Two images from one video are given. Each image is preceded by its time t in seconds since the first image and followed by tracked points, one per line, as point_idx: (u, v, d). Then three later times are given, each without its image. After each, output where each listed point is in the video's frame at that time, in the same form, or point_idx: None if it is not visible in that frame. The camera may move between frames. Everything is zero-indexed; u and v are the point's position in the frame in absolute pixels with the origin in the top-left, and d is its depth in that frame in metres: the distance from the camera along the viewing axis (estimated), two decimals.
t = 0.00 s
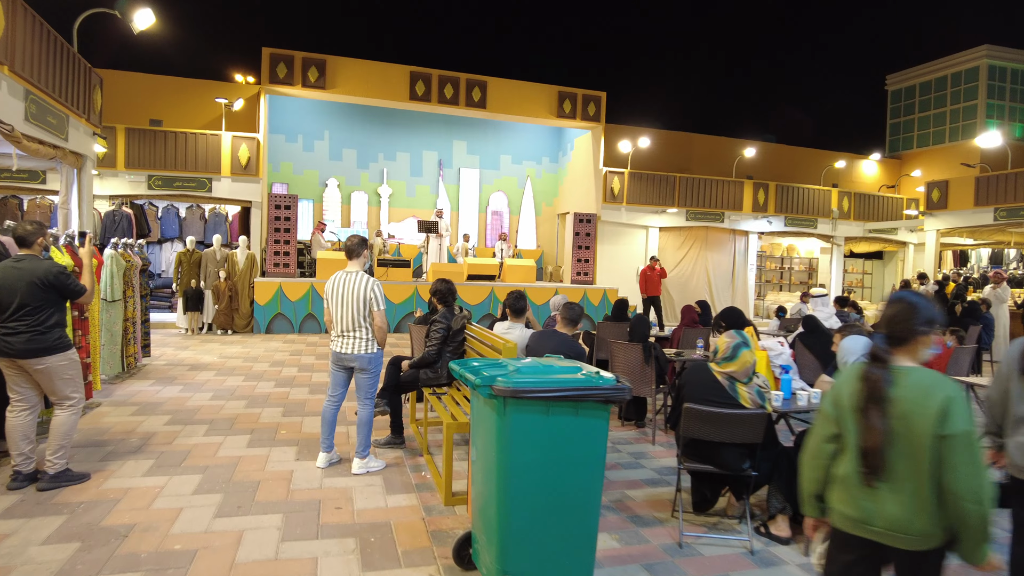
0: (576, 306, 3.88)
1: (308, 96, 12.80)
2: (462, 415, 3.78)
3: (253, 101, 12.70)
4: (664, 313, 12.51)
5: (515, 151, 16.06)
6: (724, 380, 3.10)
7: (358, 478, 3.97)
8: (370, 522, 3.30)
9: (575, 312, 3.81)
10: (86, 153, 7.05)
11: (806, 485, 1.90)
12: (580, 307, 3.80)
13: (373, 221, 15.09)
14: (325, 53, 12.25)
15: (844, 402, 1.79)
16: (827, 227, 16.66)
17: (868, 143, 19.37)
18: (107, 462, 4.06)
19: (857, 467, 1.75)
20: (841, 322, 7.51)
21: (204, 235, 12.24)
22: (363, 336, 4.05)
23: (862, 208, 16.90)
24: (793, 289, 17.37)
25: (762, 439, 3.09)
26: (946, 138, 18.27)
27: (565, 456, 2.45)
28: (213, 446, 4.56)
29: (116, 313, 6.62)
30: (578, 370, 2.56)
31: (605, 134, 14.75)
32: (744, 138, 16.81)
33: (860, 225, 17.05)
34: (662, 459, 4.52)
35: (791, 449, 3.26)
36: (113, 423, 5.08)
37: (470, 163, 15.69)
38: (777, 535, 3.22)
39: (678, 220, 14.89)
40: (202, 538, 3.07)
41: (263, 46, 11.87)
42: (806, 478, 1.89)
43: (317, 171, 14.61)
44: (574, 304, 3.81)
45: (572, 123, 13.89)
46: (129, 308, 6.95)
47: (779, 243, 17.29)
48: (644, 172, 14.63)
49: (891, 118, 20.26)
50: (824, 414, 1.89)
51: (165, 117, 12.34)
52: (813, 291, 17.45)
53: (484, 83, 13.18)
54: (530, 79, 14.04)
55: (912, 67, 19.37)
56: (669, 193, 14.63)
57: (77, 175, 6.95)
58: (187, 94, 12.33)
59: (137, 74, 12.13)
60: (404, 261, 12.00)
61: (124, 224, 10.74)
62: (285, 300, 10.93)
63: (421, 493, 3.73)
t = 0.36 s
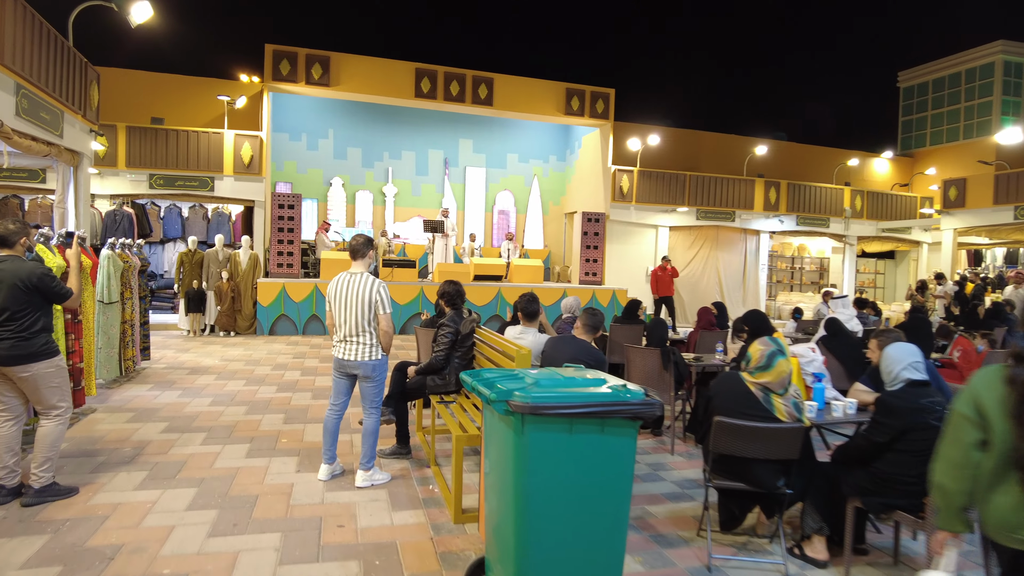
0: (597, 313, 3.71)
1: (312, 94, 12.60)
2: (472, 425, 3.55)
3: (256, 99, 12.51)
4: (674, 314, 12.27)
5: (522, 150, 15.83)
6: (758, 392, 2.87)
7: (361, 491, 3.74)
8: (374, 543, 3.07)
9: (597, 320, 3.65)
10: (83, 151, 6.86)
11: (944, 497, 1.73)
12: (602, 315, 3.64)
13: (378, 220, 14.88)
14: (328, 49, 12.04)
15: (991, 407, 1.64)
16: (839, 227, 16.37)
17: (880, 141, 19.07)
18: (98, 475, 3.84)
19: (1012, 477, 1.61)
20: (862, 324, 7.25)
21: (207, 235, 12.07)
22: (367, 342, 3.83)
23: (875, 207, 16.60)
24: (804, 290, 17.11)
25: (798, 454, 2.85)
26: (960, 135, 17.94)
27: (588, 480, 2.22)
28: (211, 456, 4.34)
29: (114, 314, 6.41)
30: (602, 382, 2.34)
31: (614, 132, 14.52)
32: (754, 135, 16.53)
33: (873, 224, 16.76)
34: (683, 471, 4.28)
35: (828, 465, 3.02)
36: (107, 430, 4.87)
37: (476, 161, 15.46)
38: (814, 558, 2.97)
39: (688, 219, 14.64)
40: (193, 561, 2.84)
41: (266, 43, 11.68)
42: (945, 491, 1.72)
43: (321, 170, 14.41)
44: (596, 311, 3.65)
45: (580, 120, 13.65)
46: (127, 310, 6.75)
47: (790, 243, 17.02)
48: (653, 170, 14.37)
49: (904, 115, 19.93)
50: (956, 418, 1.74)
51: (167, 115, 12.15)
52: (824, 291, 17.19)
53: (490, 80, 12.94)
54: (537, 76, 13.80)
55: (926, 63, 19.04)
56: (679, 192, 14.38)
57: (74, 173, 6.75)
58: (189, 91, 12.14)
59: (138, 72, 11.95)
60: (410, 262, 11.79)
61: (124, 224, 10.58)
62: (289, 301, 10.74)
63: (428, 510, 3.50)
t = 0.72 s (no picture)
0: (622, 315, 3.50)
1: (323, 92, 12.46)
2: (488, 435, 3.34)
3: (266, 97, 12.38)
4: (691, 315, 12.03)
5: (535, 148, 15.62)
6: (802, 402, 2.64)
7: (372, 504, 3.55)
8: (386, 562, 2.87)
9: (623, 322, 3.44)
10: (90, 149, 6.72)
11: None
12: (627, 318, 3.43)
13: (390, 220, 14.72)
14: (340, 47, 11.89)
15: None
16: (859, 226, 16.03)
17: (900, 139, 18.69)
18: (98, 484, 3.67)
19: None
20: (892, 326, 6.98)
21: (218, 235, 11.96)
22: (379, 346, 3.63)
23: (896, 206, 16.25)
24: (822, 290, 16.79)
25: (845, 470, 2.62)
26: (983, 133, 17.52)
27: (623, 504, 2.01)
28: (216, 464, 4.17)
29: (120, 316, 6.27)
30: (637, 393, 2.13)
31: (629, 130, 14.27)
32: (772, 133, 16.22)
33: (894, 223, 16.40)
34: (711, 482, 4.06)
35: (877, 481, 2.77)
36: (111, 436, 4.71)
37: (488, 160, 15.27)
38: None
39: (705, 219, 14.36)
40: None
41: (276, 41, 11.54)
42: None
43: (333, 169, 14.27)
44: (622, 314, 3.43)
45: (595, 118, 13.41)
46: (135, 311, 6.60)
47: (808, 242, 16.71)
48: (669, 168, 14.10)
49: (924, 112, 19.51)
50: None
51: (177, 114, 12.06)
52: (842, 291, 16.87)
53: (503, 78, 12.74)
54: (550, 73, 13.58)
55: (947, 59, 18.63)
56: (696, 190, 14.12)
57: (80, 171, 6.61)
58: (199, 90, 12.04)
59: (148, 70, 11.86)
60: (422, 262, 11.62)
61: (135, 224, 10.59)
62: (300, 302, 10.60)
63: (444, 525, 3.30)
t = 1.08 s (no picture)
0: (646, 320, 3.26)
1: (330, 92, 12.29)
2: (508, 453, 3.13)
3: (272, 97, 12.21)
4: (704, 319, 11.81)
5: (543, 149, 15.41)
6: (854, 421, 2.42)
7: (382, 523, 3.35)
8: None
9: (647, 328, 3.20)
10: (91, 148, 6.53)
11: None
12: (651, 324, 3.19)
13: (396, 222, 14.53)
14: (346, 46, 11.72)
15: None
16: (873, 228, 15.76)
17: (913, 140, 18.42)
18: (92, 501, 3.47)
19: None
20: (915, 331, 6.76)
21: (222, 237, 11.78)
22: (390, 355, 3.42)
23: (910, 208, 15.99)
24: (834, 293, 16.55)
25: (900, 496, 2.39)
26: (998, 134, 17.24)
27: (668, 537, 1.79)
28: (218, 478, 3.97)
29: (121, 320, 6.09)
30: (681, 413, 1.93)
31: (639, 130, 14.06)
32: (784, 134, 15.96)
33: (907, 226, 16.14)
34: (739, 498, 3.85)
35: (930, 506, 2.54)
36: (108, 446, 4.51)
37: (496, 161, 15.08)
38: None
39: (717, 221, 14.14)
40: None
41: (282, 40, 11.36)
42: None
43: (338, 170, 14.10)
44: (645, 320, 3.20)
45: (604, 118, 13.20)
46: (135, 315, 6.41)
47: (819, 245, 16.47)
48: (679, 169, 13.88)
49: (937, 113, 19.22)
50: None
51: (181, 114, 11.91)
52: (854, 294, 16.62)
53: (512, 77, 12.55)
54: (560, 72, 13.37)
55: (961, 58, 18.35)
56: (707, 192, 13.89)
57: (80, 170, 6.43)
58: (204, 89, 11.88)
59: (153, 69, 11.70)
60: (429, 264, 11.44)
61: (139, 225, 10.43)
62: (305, 305, 10.42)
63: (459, 547, 3.09)
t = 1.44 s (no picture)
0: (666, 322, 2.99)
1: (331, 90, 12.11)
2: (521, 465, 2.93)
3: (272, 96, 12.03)
4: (711, 321, 11.61)
5: (546, 149, 15.22)
6: (903, 435, 2.21)
7: (385, 541, 3.15)
8: None
9: (668, 333, 2.92)
10: (84, 145, 6.34)
11: None
12: (672, 328, 2.93)
13: (397, 222, 14.34)
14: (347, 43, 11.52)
15: None
16: (880, 229, 15.55)
17: (919, 140, 18.22)
18: (76, 516, 3.27)
19: None
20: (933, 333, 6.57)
21: (221, 238, 11.55)
22: (394, 361, 3.22)
23: (918, 209, 15.79)
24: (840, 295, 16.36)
25: (953, 517, 2.17)
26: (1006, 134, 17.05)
27: (712, 570, 1.59)
28: (212, 490, 3.76)
29: (113, 323, 5.88)
30: (723, 430, 1.73)
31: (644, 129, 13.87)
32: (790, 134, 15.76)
33: (915, 226, 15.94)
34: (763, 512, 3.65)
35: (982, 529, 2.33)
36: (98, 456, 4.30)
37: (498, 161, 14.88)
38: None
39: (723, 221, 13.93)
40: None
41: (282, 37, 11.19)
42: None
43: (339, 170, 13.90)
44: (664, 323, 2.94)
45: (609, 117, 13.01)
46: (129, 317, 6.20)
47: (825, 245, 16.14)
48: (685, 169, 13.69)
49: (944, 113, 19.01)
50: None
51: (180, 112, 11.74)
52: (860, 296, 16.43)
53: (516, 75, 12.35)
54: (563, 70, 13.19)
55: (968, 58, 18.17)
56: (714, 192, 13.70)
57: (72, 168, 6.23)
58: (203, 87, 11.71)
59: (151, 67, 11.51)
60: (431, 265, 11.25)
61: (135, 225, 10.22)
62: (305, 307, 10.22)
63: (467, 567, 2.89)
